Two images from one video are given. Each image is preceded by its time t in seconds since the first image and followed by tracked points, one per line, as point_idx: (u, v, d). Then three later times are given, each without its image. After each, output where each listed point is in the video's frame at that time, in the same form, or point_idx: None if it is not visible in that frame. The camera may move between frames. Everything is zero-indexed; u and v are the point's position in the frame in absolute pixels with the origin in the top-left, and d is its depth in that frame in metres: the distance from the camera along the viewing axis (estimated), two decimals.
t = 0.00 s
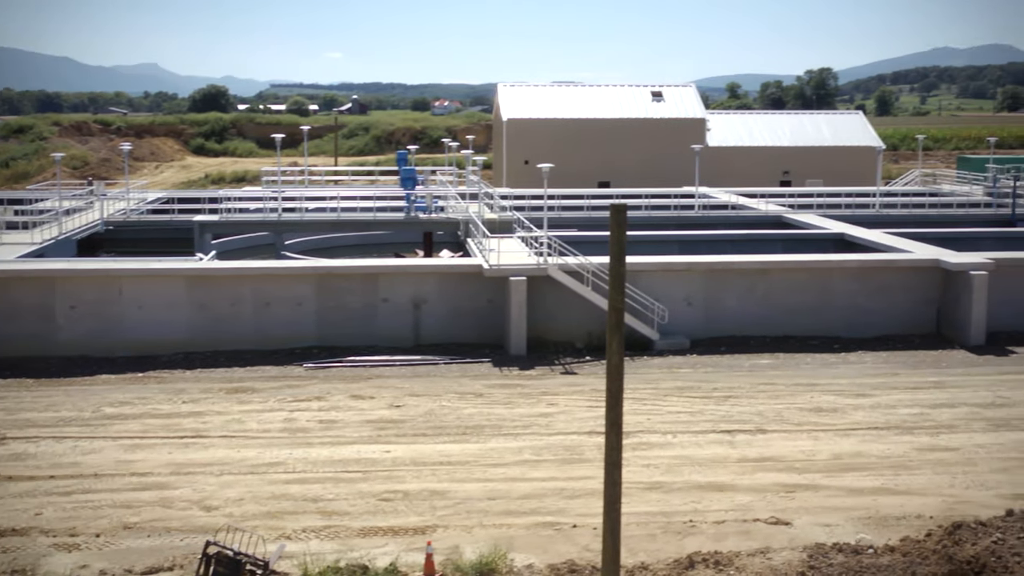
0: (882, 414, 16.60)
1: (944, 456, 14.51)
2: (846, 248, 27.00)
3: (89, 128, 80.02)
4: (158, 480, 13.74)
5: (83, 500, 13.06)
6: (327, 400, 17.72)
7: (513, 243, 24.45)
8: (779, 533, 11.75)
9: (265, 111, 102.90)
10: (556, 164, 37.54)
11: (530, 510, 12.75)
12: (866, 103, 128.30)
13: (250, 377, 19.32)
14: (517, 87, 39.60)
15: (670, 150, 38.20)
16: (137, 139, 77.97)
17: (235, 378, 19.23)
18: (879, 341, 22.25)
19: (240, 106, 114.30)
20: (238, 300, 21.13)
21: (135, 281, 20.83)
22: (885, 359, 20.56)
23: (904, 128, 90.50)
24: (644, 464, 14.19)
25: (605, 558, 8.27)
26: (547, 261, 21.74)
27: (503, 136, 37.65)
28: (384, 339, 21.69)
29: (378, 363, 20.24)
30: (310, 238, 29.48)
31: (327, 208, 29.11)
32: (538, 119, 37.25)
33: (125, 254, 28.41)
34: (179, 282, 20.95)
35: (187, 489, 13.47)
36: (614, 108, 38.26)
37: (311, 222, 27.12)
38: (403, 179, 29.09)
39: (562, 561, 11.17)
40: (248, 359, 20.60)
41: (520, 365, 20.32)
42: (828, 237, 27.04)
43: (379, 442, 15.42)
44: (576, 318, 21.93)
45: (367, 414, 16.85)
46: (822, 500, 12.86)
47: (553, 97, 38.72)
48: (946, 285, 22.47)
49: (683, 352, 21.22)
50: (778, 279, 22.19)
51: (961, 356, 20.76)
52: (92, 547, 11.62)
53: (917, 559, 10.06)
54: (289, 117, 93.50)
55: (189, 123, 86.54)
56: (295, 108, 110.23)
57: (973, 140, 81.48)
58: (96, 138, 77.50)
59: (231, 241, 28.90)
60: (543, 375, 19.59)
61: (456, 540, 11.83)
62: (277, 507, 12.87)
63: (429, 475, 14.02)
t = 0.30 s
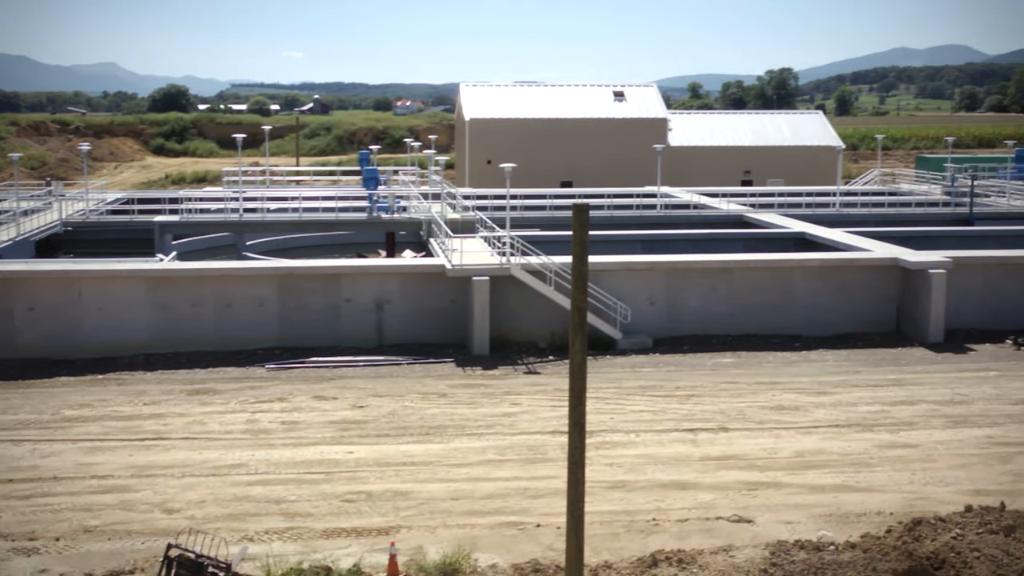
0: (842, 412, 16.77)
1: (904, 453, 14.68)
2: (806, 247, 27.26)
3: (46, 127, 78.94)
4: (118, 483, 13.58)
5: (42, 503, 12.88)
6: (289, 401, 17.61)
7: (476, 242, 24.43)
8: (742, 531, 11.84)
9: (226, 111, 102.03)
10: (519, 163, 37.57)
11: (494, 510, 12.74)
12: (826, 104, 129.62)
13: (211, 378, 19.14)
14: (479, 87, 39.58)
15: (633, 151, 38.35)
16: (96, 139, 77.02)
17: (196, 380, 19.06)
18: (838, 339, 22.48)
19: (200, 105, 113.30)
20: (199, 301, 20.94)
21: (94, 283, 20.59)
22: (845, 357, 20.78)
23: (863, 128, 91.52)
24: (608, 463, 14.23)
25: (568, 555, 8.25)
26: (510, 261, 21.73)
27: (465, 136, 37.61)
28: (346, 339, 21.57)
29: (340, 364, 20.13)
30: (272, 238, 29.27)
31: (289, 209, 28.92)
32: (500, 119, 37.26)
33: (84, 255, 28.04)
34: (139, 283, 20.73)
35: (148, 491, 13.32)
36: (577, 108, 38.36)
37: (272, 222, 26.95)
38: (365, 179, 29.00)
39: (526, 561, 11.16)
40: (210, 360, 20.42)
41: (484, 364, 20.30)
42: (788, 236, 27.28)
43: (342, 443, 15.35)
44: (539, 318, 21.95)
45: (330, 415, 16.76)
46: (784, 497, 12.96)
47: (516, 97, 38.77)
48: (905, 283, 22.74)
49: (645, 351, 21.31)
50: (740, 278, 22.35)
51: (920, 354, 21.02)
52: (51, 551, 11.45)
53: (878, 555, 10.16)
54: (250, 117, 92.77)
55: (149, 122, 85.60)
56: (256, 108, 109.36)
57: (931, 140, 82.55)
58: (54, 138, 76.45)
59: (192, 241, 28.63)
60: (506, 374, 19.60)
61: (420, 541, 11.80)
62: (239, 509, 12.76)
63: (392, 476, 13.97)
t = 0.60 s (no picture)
0: (806, 410, 16.91)
1: (867, 450, 14.83)
2: (770, 246, 27.47)
3: (5, 126, 77.82)
4: (81, 486, 13.41)
5: (3, 507, 12.69)
6: (254, 401, 17.48)
7: (441, 242, 24.39)
8: (707, 528, 11.90)
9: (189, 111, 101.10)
10: (484, 163, 37.56)
11: (460, 510, 12.73)
12: (789, 104, 130.54)
13: (174, 379, 18.95)
14: (444, 87, 39.52)
15: (598, 150, 38.44)
16: (56, 138, 76.04)
17: (160, 381, 18.86)
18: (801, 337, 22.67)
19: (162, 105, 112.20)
20: (163, 302, 20.75)
21: (56, 284, 20.36)
22: (808, 355, 20.96)
23: (825, 128, 92.31)
24: (573, 462, 14.26)
25: (535, 555, 8.23)
26: (476, 261, 21.71)
27: (430, 136, 37.51)
28: (311, 340, 21.45)
29: (305, 364, 20.01)
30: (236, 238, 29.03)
31: (253, 209, 28.70)
32: (465, 118, 37.21)
33: (44, 256, 27.71)
34: (102, 284, 20.51)
35: (111, 494, 13.17)
36: (541, 108, 38.40)
37: (236, 222, 26.75)
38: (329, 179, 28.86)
39: (492, 561, 11.15)
40: (173, 361, 20.23)
41: (449, 364, 20.27)
42: (752, 235, 27.48)
43: (307, 444, 15.26)
44: (505, 318, 21.94)
45: (295, 416, 16.65)
46: (748, 495, 13.05)
47: (480, 97, 38.75)
48: (867, 282, 22.98)
49: (611, 350, 21.37)
50: (704, 276, 22.48)
51: (882, 351, 21.24)
52: (13, 555, 11.29)
53: (841, 552, 10.25)
54: (213, 117, 91.93)
55: (110, 122, 84.64)
56: (219, 108, 108.45)
57: (893, 140, 83.44)
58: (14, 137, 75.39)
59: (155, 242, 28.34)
60: (472, 374, 19.58)
61: (386, 541, 11.76)
62: (203, 511, 12.65)
63: (358, 476, 13.91)
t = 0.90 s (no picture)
0: (770, 408, 17.05)
1: (830, 448, 14.97)
2: (734, 245, 27.66)
3: None
4: (43, 489, 13.23)
5: None
6: (218, 403, 17.33)
7: (406, 243, 24.33)
8: (673, 527, 11.96)
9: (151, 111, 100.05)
10: (449, 163, 37.52)
11: (426, 510, 12.69)
12: (753, 104, 131.50)
13: (137, 381, 18.74)
14: (409, 87, 39.42)
15: (563, 150, 38.50)
16: (16, 138, 74.96)
17: (122, 383, 18.65)
18: (765, 336, 22.84)
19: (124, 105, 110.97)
20: (126, 303, 20.55)
21: (17, 285, 20.12)
22: (772, 354, 21.11)
23: (789, 129, 93.02)
24: (539, 462, 14.27)
25: (501, 555, 8.20)
26: (441, 261, 21.69)
27: (395, 136, 37.47)
28: (275, 341, 21.30)
29: (270, 365, 19.87)
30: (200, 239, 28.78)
31: (217, 209, 28.45)
32: (429, 118, 37.18)
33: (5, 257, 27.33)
34: (64, 285, 20.29)
35: (73, 497, 13.00)
36: (506, 108, 38.42)
37: (199, 222, 26.54)
38: (293, 179, 28.69)
39: (458, 561, 11.12)
40: (136, 363, 20.03)
41: (415, 365, 20.23)
42: (716, 235, 27.65)
43: (272, 445, 15.15)
44: (470, 317, 21.92)
45: (260, 417, 16.53)
46: (714, 493, 13.12)
47: (445, 97, 38.71)
48: (830, 281, 23.19)
49: (576, 350, 21.42)
50: (669, 276, 22.59)
51: (845, 350, 21.45)
52: None
53: (806, 549, 10.32)
54: (175, 117, 91.06)
55: (71, 121, 83.60)
56: (182, 108, 107.44)
57: (855, 140, 84.30)
58: None
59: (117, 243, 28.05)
60: (438, 374, 19.54)
61: (352, 542, 11.70)
62: (168, 513, 12.53)
63: (323, 477, 13.83)
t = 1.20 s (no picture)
0: (731, 406, 17.17)
1: (790, 445, 15.10)
2: (695, 244, 27.83)
3: None
4: None
5: None
6: (178, 404, 17.15)
7: (367, 243, 24.24)
8: (635, 525, 12.01)
9: (109, 110, 98.81)
10: (410, 162, 37.43)
11: (388, 510, 12.65)
12: (713, 104, 132.32)
13: (96, 383, 18.50)
14: (370, 86, 39.26)
15: (525, 150, 38.53)
16: None
17: (81, 384, 18.40)
18: (726, 334, 23.00)
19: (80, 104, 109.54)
20: (84, 304, 20.30)
21: None
22: (733, 352, 21.26)
23: (749, 129, 93.69)
24: (502, 461, 14.27)
25: (463, 555, 8.18)
26: (402, 260, 21.62)
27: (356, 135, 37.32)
28: (236, 341, 21.12)
29: (230, 366, 19.70)
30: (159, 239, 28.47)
31: (176, 209, 28.16)
32: (390, 118, 37.07)
33: None
34: (20, 286, 20.01)
35: (31, 500, 12.81)
36: (468, 108, 38.38)
37: (158, 221, 26.28)
38: (254, 179, 28.47)
39: (421, 561, 11.09)
40: (95, 364, 19.78)
41: (377, 364, 20.14)
42: (677, 233, 27.79)
43: (233, 446, 15.02)
44: (432, 317, 21.86)
45: (220, 418, 16.38)
46: (675, 491, 13.19)
47: (407, 96, 38.61)
48: (790, 279, 23.39)
49: (538, 349, 21.45)
50: (631, 275, 22.67)
51: (805, 347, 21.65)
52: None
53: (767, 545, 10.40)
54: (134, 117, 90.00)
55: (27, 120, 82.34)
56: (141, 108, 106.20)
57: (814, 138, 85.19)
58: None
59: (75, 243, 27.68)
60: (400, 374, 19.47)
61: (314, 543, 11.63)
62: (127, 516, 12.38)
63: (285, 478, 13.74)
